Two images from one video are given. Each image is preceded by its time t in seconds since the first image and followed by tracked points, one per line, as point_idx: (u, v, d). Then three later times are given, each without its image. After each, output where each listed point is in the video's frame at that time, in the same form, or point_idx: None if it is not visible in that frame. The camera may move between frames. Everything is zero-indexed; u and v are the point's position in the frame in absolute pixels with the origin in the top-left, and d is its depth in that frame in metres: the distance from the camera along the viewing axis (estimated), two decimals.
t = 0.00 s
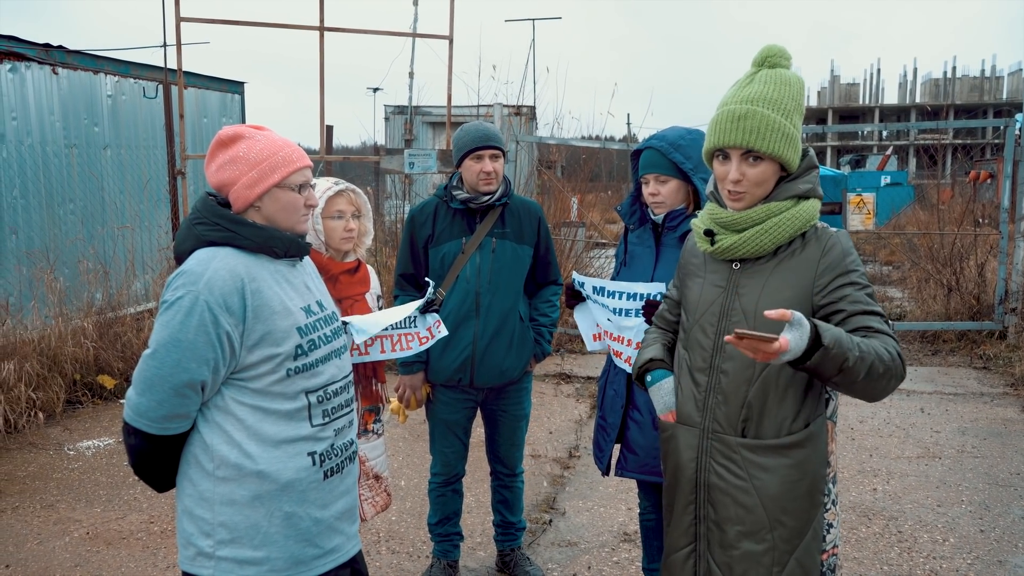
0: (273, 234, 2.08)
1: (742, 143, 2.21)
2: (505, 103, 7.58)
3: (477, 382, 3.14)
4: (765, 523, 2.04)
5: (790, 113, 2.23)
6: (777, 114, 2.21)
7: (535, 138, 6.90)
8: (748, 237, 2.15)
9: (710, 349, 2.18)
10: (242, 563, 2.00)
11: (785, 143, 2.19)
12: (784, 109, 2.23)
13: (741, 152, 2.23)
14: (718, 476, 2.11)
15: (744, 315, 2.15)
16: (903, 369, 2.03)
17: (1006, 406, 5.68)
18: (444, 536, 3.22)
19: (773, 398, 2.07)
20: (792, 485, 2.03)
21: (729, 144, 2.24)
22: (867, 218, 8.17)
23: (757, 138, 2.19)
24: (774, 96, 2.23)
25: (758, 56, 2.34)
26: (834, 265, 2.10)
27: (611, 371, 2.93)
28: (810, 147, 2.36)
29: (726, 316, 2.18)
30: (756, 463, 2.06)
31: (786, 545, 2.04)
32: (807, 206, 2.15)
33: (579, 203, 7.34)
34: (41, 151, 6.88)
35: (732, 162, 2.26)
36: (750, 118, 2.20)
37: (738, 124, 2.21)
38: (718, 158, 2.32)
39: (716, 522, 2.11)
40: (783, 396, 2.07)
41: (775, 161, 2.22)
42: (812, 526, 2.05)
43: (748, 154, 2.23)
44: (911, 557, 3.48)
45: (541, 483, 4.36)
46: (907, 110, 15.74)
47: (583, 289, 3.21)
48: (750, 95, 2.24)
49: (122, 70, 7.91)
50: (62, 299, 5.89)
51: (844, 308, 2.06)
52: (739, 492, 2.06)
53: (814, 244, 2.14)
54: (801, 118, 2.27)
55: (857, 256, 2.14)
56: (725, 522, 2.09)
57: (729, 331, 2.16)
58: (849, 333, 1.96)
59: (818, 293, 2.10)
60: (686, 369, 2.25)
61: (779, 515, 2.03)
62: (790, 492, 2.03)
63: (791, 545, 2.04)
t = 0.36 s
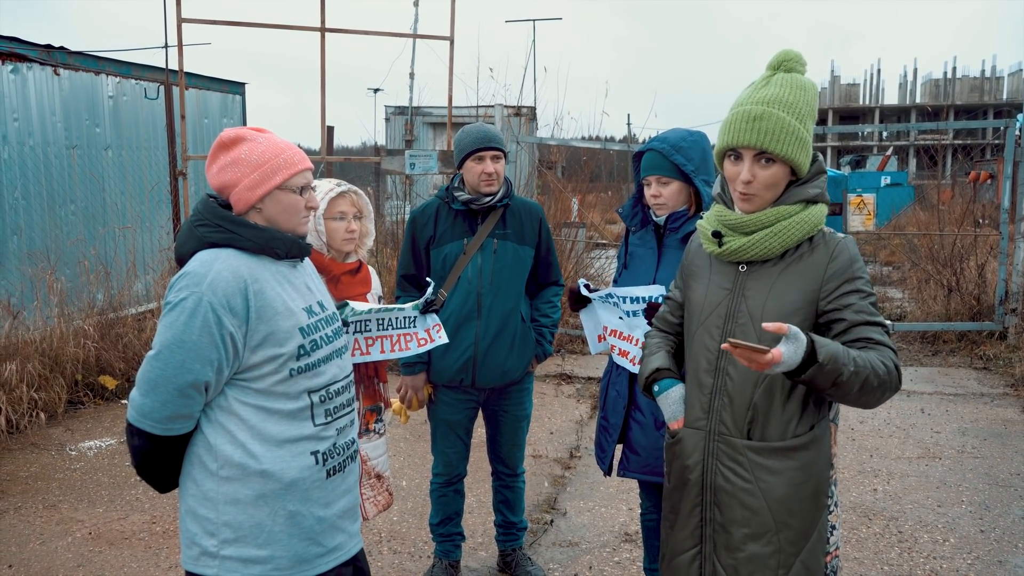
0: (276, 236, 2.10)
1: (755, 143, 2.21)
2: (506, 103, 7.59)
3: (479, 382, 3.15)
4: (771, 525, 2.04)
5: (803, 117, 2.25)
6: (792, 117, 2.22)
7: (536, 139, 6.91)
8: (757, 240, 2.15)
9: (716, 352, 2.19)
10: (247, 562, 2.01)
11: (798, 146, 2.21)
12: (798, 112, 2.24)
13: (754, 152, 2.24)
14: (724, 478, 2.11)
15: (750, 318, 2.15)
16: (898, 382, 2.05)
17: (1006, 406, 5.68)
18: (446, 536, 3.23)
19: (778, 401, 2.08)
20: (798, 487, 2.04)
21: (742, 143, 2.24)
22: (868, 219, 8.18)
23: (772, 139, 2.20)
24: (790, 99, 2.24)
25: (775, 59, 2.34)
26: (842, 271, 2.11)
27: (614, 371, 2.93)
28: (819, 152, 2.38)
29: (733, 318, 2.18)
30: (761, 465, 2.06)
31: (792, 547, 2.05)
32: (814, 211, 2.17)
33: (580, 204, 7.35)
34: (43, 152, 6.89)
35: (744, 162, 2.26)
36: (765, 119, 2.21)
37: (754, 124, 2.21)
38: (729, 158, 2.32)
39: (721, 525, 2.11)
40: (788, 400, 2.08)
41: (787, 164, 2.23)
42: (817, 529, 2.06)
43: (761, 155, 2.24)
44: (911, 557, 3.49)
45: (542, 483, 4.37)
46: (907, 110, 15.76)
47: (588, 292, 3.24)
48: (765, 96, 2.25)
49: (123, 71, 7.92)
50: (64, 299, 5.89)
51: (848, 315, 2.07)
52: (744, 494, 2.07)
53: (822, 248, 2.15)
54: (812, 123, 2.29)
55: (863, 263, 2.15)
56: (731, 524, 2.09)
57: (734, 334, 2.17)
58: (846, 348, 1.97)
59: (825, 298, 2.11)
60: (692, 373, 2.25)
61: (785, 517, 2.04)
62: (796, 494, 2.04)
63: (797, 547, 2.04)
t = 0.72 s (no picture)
0: (272, 234, 2.10)
1: (749, 147, 2.22)
2: (505, 103, 7.59)
3: (479, 381, 3.16)
4: (778, 522, 2.04)
5: (795, 118, 2.25)
6: (783, 118, 2.22)
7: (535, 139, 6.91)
8: (754, 240, 2.15)
9: (716, 352, 2.19)
10: (248, 561, 2.02)
11: (791, 148, 2.21)
12: (790, 114, 2.24)
13: (748, 155, 2.24)
14: (728, 478, 2.11)
15: (750, 317, 2.15)
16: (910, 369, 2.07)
17: (1005, 406, 5.69)
18: (445, 536, 3.23)
19: (780, 399, 2.09)
20: (803, 484, 2.05)
21: (736, 148, 2.24)
22: (867, 218, 8.19)
23: (765, 143, 2.20)
24: (781, 101, 2.24)
25: (763, 61, 2.33)
26: (839, 267, 2.12)
27: (614, 371, 2.94)
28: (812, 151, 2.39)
29: (733, 318, 2.18)
30: (765, 463, 2.07)
31: (800, 542, 2.05)
32: (810, 209, 2.18)
33: (579, 203, 7.35)
34: (42, 151, 6.89)
35: (739, 166, 2.27)
36: (758, 122, 2.21)
37: (746, 128, 2.21)
38: (723, 162, 2.32)
39: (727, 524, 2.10)
40: (789, 397, 2.09)
41: (780, 165, 2.24)
42: (822, 523, 2.07)
43: (755, 158, 2.24)
44: (910, 556, 3.49)
45: (541, 483, 4.38)
46: (907, 110, 15.76)
47: (586, 289, 3.22)
48: (756, 99, 2.25)
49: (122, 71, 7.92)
50: (63, 299, 5.89)
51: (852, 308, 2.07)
52: (749, 492, 2.07)
53: (819, 245, 2.16)
54: (804, 122, 2.29)
55: (859, 258, 2.17)
56: (738, 523, 2.08)
57: (735, 333, 2.17)
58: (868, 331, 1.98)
59: (825, 294, 2.11)
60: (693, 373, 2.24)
61: (792, 513, 2.04)
62: (801, 490, 2.05)
63: (804, 542, 2.05)
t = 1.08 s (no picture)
0: (268, 235, 2.10)
1: (737, 142, 2.23)
2: (502, 103, 7.59)
3: (475, 381, 3.16)
4: (778, 516, 2.06)
5: (778, 114, 2.27)
6: (769, 114, 2.24)
7: (532, 139, 6.91)
8: (745, 236, 2.16)
9: (712, 351, 2.18)
10: (247, 560, 2.02)
11: (777, 143, 2.23)
12: (774, 110, 2.26)
13: (736, 150, 2.25)
14: (726, 474, 2.11)
15: (745, 314, 2.15)
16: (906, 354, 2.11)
17: (1001, 405, 5.70)
18: (442, 535, 3.23)
19: (777, 395, 2.11)
20: (801, 477, 2.07)
21: (725, 143, 2.25)
22: (863, 218, 8.20)
23: (753, 137, 2.22)
24: (766, 98, 2.26)
25: (744, 60, 2.35)
26: (830, 260, 2.14)
27: (611, 370, 2.94)
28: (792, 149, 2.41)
29: (727, 317, 2.17)
30: (764, 458, 2.08)
31: (799, 535, 2.07)
32: (795, 204, 2.20)
33: (576, 203, 7.35)
34: (39, 151, 6.88)
35: (726, 161, 2.27)
36: (745, 118, 2.22)
37: (734, 122, 2.23)
38: (709, 158, 2.32)
39: (727, 520, 2.10)
40: (785, 393, 2.11)
41: (767, 160, 2.25)
42: (820, 516, 2.09)
43: (742, 153, 2.25)
44: (906, 555, 3.50)
45: (538, 483, 4.38)
46: (903, 110, 15.79)
47: (583, 292, 3.22)
48: (742, 95, 2.25)
49: (119, 71, 7.90)
50: (60, 299, 5.87)
51: (853, 295, 2.08)
52: (748, 488, 2.07)
53: (807, 239, 2.18)
54: (786, 120, 2.31)
55: (847, 250, 2.19)
56: (738, 519, 2.09)
57: (730, 332, 2.16)
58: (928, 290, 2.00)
59: (818, 289, 2.12)
60: (687, 373, 2.22)
61: (791, 507, 2.06)
62: (799, 484, 2.07)
63: (804, 535, 2.07)
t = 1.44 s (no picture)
0: (260, 234, 2.10)
1: (717, 151, 2.23)
2: (495, 103, 7.58)
3: (468, 381, 3.16)
4: (774, 512, 2.06)
5: (754, 116, 2.27)
6: (744, 118, 2.24)
7: (525, 139, 6.91)
8: (731, 238, 2.16)
9: (701, 351, 2.18)
10: (241, 561, 2.01)
11: (755, 146, 2.24)
12: (749, 113, 2.26)
13: (716, 159, 2.26)
14: (719, 473, 2.11)
15: (734, 314, 2.16)
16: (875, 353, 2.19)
17: (991, 404, 5.73)
18: (435, 535, 3.23)
19: (767, 392, 2.11)
20: (794, 472, 2.08)
21: (705, 153, 2.25)
22: (855, 218, 8.24)
23: (732, 145, 2.22)
24: (741, 102, 2.26)
25: (715, 62, 2.34)
26: (814, 260, 2.16)
27: (603, 371, 2.94)
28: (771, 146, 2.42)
29: (717, 317, 2.18)
30: (757, 455, 2.09)
31: (796, 530, 2.07)
32: (778, 205, 2.21)
33: (569, 203, 7.35)
34: (29, 151, 6.84)
35: (707, 170, 2.27)
36: (721, 127, 2.23)
37: (711, 132, 2.23)
38: (690, 167, 2.32)
39: (722, 518, 2.10)
40: (776, 390, 2.12)
41: (746, 165, 2.26)
42: (814, 510, 2.10)
43: (722, 161, 2.26)
44: (897, 553, 3.52)
45: (531, 482, 4.38)
46: (895, 110, 15.86)
47: (575, 289, 3.23)
48: (718, 102, 2.26)
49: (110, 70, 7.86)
50: (50, 299, 5.84)
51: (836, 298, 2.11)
52: (742, 485, 2.08)
53: (793, 238, 2.20)
54: (762, 120, 2.32)
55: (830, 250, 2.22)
56: (734, 516, 2.08)
57: (720, 332, 2.17)
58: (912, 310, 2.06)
59: (805, 288, 2.14)
60: (677, 374, 2.22)
61: (786, 502, 2.07)
62: (793, 479, 2.08)
63: (800, 529, 2.07)
